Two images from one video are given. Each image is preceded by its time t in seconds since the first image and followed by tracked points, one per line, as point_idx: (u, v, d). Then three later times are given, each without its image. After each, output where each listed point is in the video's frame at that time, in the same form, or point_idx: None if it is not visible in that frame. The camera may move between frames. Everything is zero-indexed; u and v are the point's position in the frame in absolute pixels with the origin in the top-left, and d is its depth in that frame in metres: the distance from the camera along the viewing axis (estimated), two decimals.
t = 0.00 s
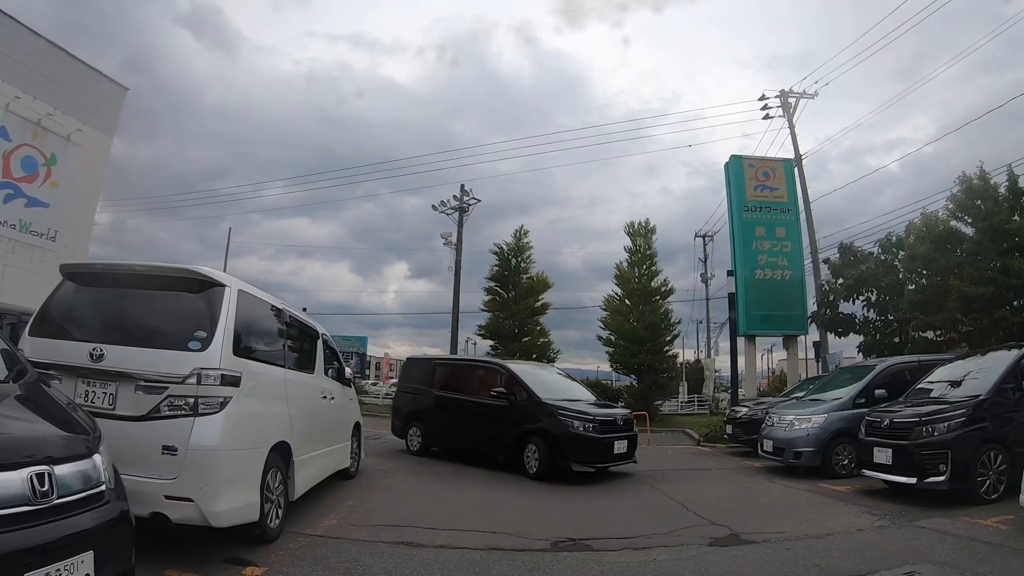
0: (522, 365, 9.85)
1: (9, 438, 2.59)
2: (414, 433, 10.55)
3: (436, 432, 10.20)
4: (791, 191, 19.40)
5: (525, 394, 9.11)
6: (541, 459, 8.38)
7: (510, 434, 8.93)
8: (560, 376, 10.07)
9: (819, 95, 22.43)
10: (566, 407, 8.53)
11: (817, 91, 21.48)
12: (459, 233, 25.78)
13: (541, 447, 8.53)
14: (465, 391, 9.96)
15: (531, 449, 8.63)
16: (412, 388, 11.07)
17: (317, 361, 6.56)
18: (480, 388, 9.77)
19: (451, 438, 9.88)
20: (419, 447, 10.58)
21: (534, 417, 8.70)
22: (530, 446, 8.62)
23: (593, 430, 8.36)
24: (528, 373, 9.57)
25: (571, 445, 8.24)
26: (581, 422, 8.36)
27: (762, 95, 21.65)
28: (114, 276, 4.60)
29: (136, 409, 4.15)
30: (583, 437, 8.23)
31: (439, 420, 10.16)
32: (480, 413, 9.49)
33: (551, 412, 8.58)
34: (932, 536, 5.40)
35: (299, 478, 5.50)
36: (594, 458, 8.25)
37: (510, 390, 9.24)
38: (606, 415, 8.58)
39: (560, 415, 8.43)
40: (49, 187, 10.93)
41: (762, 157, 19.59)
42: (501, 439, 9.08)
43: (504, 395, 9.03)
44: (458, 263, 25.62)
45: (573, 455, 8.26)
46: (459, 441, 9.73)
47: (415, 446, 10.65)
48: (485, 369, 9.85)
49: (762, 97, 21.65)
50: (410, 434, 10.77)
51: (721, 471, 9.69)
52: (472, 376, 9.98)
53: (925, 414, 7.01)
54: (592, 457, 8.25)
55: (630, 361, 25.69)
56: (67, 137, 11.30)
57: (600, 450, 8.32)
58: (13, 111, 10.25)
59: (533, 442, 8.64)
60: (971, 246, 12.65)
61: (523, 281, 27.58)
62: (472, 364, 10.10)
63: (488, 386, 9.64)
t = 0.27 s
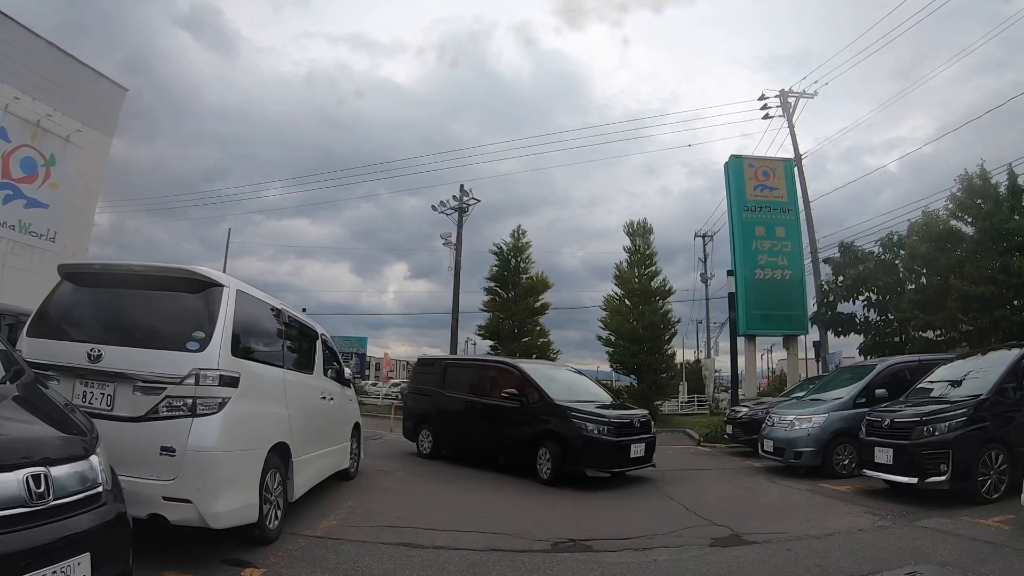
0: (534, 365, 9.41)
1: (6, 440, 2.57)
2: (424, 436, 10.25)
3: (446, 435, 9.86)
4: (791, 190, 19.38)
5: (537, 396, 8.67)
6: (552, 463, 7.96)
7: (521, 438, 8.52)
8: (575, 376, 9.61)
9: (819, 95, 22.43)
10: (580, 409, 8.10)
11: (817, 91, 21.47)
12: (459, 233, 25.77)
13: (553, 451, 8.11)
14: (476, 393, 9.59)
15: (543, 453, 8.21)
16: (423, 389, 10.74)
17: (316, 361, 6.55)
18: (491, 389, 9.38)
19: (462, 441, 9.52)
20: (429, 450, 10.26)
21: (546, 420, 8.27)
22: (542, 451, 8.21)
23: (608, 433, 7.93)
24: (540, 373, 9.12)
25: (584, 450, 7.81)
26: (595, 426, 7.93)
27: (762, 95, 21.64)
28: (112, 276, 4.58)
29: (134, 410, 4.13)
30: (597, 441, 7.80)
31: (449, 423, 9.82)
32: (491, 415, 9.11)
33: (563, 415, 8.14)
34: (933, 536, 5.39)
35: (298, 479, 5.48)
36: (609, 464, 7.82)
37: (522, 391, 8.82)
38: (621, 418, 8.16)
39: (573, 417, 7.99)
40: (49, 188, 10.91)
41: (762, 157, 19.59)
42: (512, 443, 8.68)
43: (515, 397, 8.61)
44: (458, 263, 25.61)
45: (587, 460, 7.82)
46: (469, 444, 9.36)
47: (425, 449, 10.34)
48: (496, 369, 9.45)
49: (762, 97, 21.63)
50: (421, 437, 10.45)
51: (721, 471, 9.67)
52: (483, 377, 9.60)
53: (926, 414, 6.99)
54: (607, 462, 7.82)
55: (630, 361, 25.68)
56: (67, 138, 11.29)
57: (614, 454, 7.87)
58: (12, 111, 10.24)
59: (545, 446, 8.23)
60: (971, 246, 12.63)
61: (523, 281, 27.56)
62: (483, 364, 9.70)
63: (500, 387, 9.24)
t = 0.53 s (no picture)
0: (546, 364, 9.00)
1: (7, 440, 2.58)
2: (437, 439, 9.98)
3: (458, 438, 9.57)
4: (791, 190, 19.38)
5: (549, 396, 8.27)
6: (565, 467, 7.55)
7: (534, 441, 8.15)
8: (591, 376, 9.17)
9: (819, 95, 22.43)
10: (593, 410, 7.70)
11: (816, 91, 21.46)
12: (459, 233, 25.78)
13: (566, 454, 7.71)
14: (488, 394, 9.27)
15: (555, 457, 7.82)
16: (436, 390, 10.47)
17: (316, 361, 6.55)
18: (503, 390, 9.05)
19: (472, 445, 9.21)
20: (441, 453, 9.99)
21: (559, 422, 7.89)
22: (554, 454, 7.82)
23: (623, 435, 7.51)
24: (553, 373, 8.71)
25: (598, 453, 7.39)
26: (609, 427, 7.52)
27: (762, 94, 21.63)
28: (112, 277, 4.58)
29: (134, 411, 4.13)
30: (610, 443, 7.39)
31: (460, 425, 9.52)
32: (502, 417, 8.76)
33: (576, 416, 7.73)
34: (933, 536, 5.39)
35: (298, 479, 5.48)
36: (624, 468, 7.39)
37: (534, 392, 8.44)
38: (637, 420, 7.74)
39: (586, 419, 7.59)
40: (49, 188, 10.92)
41: (761, 157, 19.59)
42: (523, 446, 8.31)
43: (526, 398, 8.25)
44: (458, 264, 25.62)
45: (600, 463, 7.41)
46: (481, 448, 9.03)
47: (436, 452, 10.06)
48: (509, 370, 9.10)
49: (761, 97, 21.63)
50: (433, 440, 10.17)
51: (721, 471, 9.67)
52: (495, 378, 9.27)
53: (926, 414, 6.99)
54: (621, 466, 7.39)
55: (630, 361, 25.68)
56: (67, 139, 11.30)
57: (629, 457, 7.45)
58: (12, 112, 10.25)
59: (557, 449, 7.83)
60: (971, 246, 12.63)
61: (522, 282, 27.56)
62: (495, 364, 9.38)
63: (512, 388, 8.89)
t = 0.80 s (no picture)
0: (560, 364, 8.61)
1: (7, 441, 2.58)
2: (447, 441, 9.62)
3: (469, 440, 9.22)
4: (791, 190, 19.38)
5: (563, 396, 7.87)
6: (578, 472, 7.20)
7: (546, 444, 7.78)
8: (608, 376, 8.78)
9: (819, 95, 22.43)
10: (608, 412, 7.32)
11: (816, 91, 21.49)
12: (459, 234, 25.79)
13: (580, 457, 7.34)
14: (500, 395, 8.91)
15: (569, 460, 7.45)
16: (447, 390, 10.09)
17: (317, 362, 6.56)
18: (515, 391, 8.67)
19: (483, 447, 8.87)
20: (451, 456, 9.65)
21: (573, 424, 7.51)
22: (568, 457, 7.44)
23: (639, 438, 7.13)
24: (567, 373, 8.34)
25: (612, 457, 7.02)
26: (625, 430, 7.14)
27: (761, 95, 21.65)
28: (112, 277, 4.58)
29: (134, 411, 4.13)
30: (626, 447, 7.01)
31: (471, 427, 9.17)
32: (513, 419, 8.40)
33: (591, 418, 7.35)
34: (934, 536, 5.39)
35: (298, 480, 5.48)
36: (640, 473, 7.01)
37: (547, 393, 8.07)
38: (655, 422, 7.33)
39: (600, 421, 7.23)
40: (49, 188, 10.92)
41: (761, 157, 19.59)
42: (535, 449, 7.95)
43: (538, 399, 7.88)
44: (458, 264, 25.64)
45: (614, 468, 7.05)
46: (492, 450, 8.69)
47: (447, 454, 9.73)
48: (522, 370, 8.69)
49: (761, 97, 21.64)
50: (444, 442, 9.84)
51: (722, 471, 9.67)
52: (507, 378, 8.91)
53: (926, 414, 6.99)
54: (638, 471, 7.01)
55: (631, 362, 25.69)
56: (67, 139, 11.31)
57: (647, 462, 7.07)
58: (13, 112, 10.26)
59: (571, 453, 7.46)
60: (971, 246, 12.64)
61: (523, 282, 27.57)
62: (508, 364, 9.01)
63: (524, 389, 8.51)
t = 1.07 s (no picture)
0: (576, 364, 8.22)
1: (7, 441, 2.58)
2: (459, 444, 9.36)
3: (481, 443, 8.93)
4: (791, 190, 19.38)
5: (578, 396, 7.51)
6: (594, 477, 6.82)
7: (560, 447, 7.42)
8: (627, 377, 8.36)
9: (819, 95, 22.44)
10: (626, 414, 6.92)
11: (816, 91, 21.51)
12: (459, 234, 25.80)
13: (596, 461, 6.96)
14: (513, 395, 8.59)
15: (584, 464, 7.07)
16: (460, 391, 9.84)
17: (317, 362, 6.56)
18: (529, 391, 8.35)
19: (496, 449, 8.55)
20: (463, 459, 9.38)
21: (589, 427, 7.14)
22: (583, 461, 7.07)
23: (659, 442, 6.73)
24: (583, 373, 7.95)
25: (629, 461, 6.63)
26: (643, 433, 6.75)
27: (762, 95, 21.66)
28: (111, 277, 4.58)
29: (134, 411, 4.13)
30: (644, 450, 6.61)
31: (484, 428, 8.87)
32: (526, 420, 8.07)
33: (608, 420, 6.96)
34: (934, 536, 5.39)
35: (299, 480, 5.48)
36: (660, 479, 6.60)
37: (561, 393, 7.72)
38: (675, 425, 6.92)
39: (617, 424, 6.84)
40: (49, 188, 10.92)
41: (761, 157, 19.60)
42: (548, 451, 7.60)
43: (552, 399, 7.53)
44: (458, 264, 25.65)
45: (632, 473, 6.65)
46: (504, 453, 8.36)
47: (460, 457, 9.44)
48: (536, 369, 8.38)
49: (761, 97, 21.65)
50: (457, 443, 9.56)
51: (722, 471, 9.67)
52: (521, 378, 8.58)
53: (926, 414, 6.99)
54: (657, 477, 6.60)
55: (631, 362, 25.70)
56: (67, 139, 11.31)
57: (666, 467, 6.67)
58: (13, 113, 10.26)
59: (587, 457, 7.08)
60: (970, 245, 12.65)
61: (523, 282, 27.57)
62: (522, 363, 8.69)
63: (537, 389, 8.17)
